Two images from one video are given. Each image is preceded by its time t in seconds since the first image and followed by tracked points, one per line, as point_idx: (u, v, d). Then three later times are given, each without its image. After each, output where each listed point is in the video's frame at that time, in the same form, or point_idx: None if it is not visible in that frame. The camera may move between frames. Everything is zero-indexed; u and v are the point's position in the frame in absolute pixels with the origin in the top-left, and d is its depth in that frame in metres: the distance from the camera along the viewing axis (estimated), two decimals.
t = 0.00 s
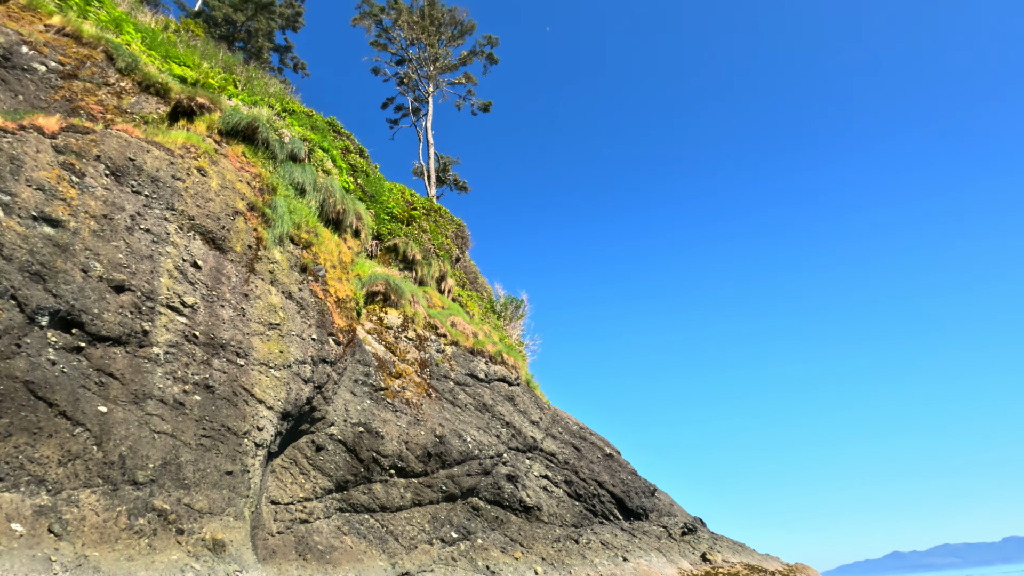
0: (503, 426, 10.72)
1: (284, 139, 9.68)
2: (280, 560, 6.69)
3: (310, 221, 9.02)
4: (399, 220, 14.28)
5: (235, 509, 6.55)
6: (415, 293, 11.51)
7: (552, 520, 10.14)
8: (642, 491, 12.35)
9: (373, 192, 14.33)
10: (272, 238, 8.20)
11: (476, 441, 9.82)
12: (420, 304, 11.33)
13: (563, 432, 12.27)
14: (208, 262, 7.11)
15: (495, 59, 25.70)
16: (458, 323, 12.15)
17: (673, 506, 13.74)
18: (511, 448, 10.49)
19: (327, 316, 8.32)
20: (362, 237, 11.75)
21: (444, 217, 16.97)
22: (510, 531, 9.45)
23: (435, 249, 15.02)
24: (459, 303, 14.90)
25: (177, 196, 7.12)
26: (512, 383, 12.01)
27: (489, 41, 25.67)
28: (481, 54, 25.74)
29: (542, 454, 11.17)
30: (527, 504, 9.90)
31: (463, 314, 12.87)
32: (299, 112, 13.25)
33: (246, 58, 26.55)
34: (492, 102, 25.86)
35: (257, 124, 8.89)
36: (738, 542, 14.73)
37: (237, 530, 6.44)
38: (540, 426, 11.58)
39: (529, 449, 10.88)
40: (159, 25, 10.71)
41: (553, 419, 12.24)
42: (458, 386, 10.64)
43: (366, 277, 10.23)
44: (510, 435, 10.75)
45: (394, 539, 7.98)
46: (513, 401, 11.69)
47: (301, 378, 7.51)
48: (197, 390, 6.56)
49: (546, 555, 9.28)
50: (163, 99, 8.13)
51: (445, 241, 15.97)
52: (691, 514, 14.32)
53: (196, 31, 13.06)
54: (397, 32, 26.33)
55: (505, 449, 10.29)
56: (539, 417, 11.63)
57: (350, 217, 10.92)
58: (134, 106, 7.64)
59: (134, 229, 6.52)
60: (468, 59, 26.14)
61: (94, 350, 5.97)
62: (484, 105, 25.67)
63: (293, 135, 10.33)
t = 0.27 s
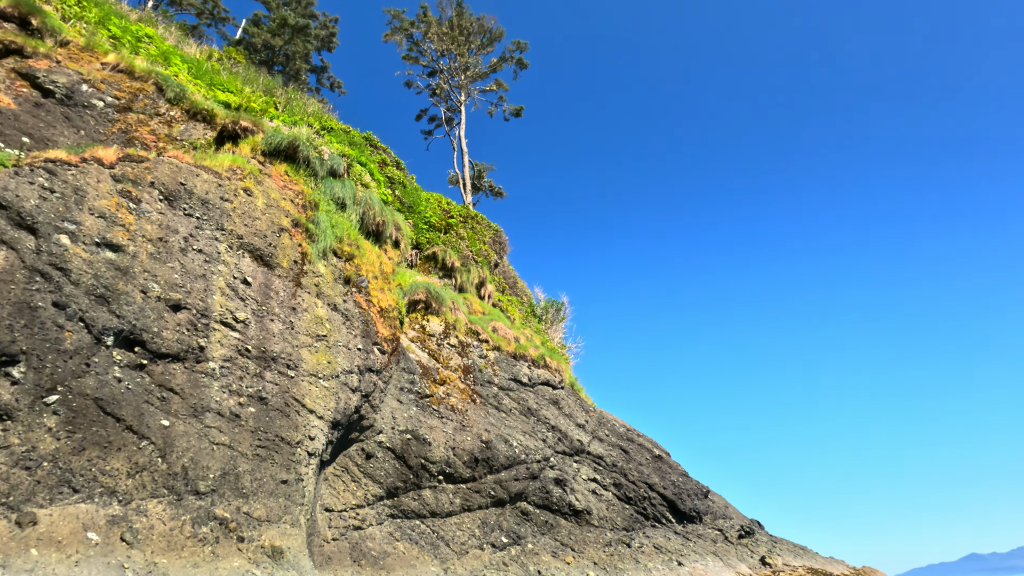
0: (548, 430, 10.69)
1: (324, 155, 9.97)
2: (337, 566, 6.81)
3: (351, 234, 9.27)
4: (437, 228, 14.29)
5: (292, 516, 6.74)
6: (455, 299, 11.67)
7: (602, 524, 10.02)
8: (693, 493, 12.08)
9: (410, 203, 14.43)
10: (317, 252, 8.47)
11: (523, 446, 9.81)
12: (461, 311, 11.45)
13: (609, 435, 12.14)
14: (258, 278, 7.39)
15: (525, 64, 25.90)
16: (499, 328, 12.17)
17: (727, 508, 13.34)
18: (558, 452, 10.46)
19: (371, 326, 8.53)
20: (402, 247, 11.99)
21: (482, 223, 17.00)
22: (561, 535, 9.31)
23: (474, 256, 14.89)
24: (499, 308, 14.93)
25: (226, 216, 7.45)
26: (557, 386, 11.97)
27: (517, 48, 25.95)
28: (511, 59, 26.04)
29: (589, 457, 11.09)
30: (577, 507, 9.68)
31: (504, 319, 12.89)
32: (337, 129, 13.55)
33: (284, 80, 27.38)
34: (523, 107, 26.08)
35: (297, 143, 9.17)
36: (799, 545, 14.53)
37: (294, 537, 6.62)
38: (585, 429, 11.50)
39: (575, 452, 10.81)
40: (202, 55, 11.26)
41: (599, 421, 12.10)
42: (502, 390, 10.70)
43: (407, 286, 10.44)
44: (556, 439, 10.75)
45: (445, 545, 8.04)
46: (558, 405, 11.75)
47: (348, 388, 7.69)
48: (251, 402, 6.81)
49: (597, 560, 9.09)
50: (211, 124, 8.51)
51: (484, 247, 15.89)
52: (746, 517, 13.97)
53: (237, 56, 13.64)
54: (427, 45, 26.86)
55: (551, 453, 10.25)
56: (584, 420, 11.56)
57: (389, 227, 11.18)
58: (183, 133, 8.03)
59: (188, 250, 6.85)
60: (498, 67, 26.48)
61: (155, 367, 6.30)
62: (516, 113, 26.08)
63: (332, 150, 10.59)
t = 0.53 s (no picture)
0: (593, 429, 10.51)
1: (360, 167, 10.21)
2: (389, 567, 6.91)
3: (389, 242, 9.45)
4: (473, 232, 14.21)
5: (344, 519, 6.90)
6: (494, 302, 11.73)
7: (653, 524, 9.71)
8: (746, 491, 11.58)
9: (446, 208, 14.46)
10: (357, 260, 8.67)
11: (568, 446, 9.55)
12: (500, 313, 11.51)
13: (655, 433, 11.72)
14: (302, 289, 7.61)
15: (555, 63, 25.87)
16: (539, 328, 12.31)
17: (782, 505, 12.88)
18: (604, 452, 10.13)
19: (413, 331, 8.68)
20: (439, 252, 12.08)
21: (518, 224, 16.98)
22: (611, 535, 9.08)
23: (510, 258, 14.75)
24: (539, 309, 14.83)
25: (270, 230, 7.70)
26: (599, 385, 11.70)
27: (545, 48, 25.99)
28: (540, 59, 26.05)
29: (637, 456, 10.70)
30: (625, 507, 9.47)
31: (543, 319, 12.90)
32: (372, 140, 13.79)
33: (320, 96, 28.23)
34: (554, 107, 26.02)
35: (335, 156, 9.45)
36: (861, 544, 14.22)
37: (347, 539, 6.77)
38: (631, 427, 11.20)
39: (622, 451, 10.48)
40: (243, 77, 11.74)
41: (644, 420, 11.88)
42: (545, 391, 10.68)
43: (447, 290, 10.53)
44: (602, 438, 10.51)
45: (495, 546, 7.95)
46: (602, 403, 11.53)
47: (393, 393, 7.82)
48: (301, 409, 7.01)
49: (650, 561, 8.93)
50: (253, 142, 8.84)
51: (519, 248, 15.78)
52: (802, 517, 13.55)
53: (275, 73, 14.08)
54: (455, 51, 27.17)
55: (596, 452, 10.11)
56: (630, 418, 11.28)
57: (427, 233, 11.29)
58: (228, 152, 8.35)
59: (236, 264, 7.12)
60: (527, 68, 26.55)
61: (211, 377, 6.58)
62: (547, 113, 26.08)
63: (367, 161, 10.78)
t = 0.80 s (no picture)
0: (642, 426, 9.95)
1: (399, 174, 10.28)
2: (444, 566, 7.03)
3: (430, 246, 9.55)
4: (513, 232, 13.87)
5: (399, 520, 7.05)
6: (536, 301, 11.41)
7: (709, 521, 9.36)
8: (808, 486, 10.79)
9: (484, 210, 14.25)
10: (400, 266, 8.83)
11: (617, 444, 9.16)
12: (543, 312, 11.18)
13: (708, 428, 11.00)
14: (349, 296, 7.80)
15: (588, 58, 25.57)
16: (584, 326, 11.94)
17: (846, 501, 12.26)
18: (655, 449, 9.68)
19: (457, 333, 8.72)
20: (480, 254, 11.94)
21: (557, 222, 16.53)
22: (665, 534, 8.89)
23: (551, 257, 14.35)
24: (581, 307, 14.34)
25: (317, 240, 7.90)
26: (647, 382, 10.97)
27: (577, 43, 25.75)
28: (572, 55, 25.87)
29: (689, 452, 10.20)
30: (679, 506, 9.15)
31: (587, 317, 12.40)
32: (411, 146, 13.82)
33: (357, 107, 28.85)
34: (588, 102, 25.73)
35: (374, 165, 9.46)
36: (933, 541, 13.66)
37: (402, 539, 6.92)
38: (682, 424, 10.54)
39: (674, 448, 9.95)
40: (284, 94, 12.15)
41: (697, 415, 11.07)
42: (591, 389, 10.09)
43: (489, 292, 10.46)
44: (651, 435, 9.93)
45: (547, 545, 7.93)
46: (651, 400, 10.73)
47: (441, 395, 7.89)
48: (353, 413, 7.20)
49: (706, 559, 8.74)
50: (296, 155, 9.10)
51: (561, 246, 15.24)
52: (871, 511, 12.71)
53: (315, 87, 14.53)
54: (488, 53, 27.28)
55: (648, 450, 9.52)
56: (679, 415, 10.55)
57: (466, 236, 11.19)
58: (273, 167, 8.61)
59: (286, 275, 7.36)
60: (559, 65, 26.37)
61: (267, 385, 6.84)
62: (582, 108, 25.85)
63: (407, 168, 10.77)
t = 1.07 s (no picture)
0: (690, 423, 9.73)
1: (434, 181, 10.34)
2: (496, 567, 7.08)
3: (468, 250, 9.56)
4: (549, 232, 13.62)
5: (450, 522, 7.14)
6: (576, 299, 11.16)
7: (765, 519, 9.00)
8: (869, 480, 10.29)
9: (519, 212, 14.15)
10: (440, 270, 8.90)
11: (665, 441, 8.99)
12: (583, 310, 10.91)
13: (760, 423, 10.57)
14: (391, 303, 7.95)
15: (616, 52, 25.33)
16: (624, 323, 11.50)
17: (913, 496, 11.61)
18: (705, 445, 9.53)
19: (498, 336, 8.68)
20: (517, 256, 11.88)
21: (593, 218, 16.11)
22: (720, 532, 8.65)
23: (588, 255, 14.12)
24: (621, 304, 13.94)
25: (358, 249, 8.08)
26: (693, 377, 10.82)
27: (604, 38, 25.58)
28: (600, 50, 25.71)
29: (740, 448, 9.87)
30: (733, 503, 8.88)
31: (628, 313, 12.09)
32: (443, 153, 13.97)
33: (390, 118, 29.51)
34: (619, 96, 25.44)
35: (410, 173, 9.56)
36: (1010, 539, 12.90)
37: (454, 541, 7.00)
38: (732, 419, 10.19)
39: (725, 444, 9.71)
40: (320, 109, 12.51)
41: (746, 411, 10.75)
42: (636, 386, 9.95)
43: (528, 293, 10.28)
44: (701, 431, 9.69)
45: (599, 546, 7.87)
46: (698, 396, 10.49)
47: (485, 397, 7.90)
48: (400, 417, 7.33)
49: (765, 558, 8.33)
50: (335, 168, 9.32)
51: (598, 244, 14.86)
52: (941, 506, 11.94)
53: (349, 99, 14.63)
54: (516, 55, 27.40)
55: (697, 447, 9.34)
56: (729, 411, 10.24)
57: (503, 239, 11.12)
58: (314, 182, 8.84)
59: (331, 285, 7.56)
60: (587, 61, 26.24)
61: (318, 392, 7.04)
62: (612, 103, 25.59)
63: (441, 174, 10.82)
